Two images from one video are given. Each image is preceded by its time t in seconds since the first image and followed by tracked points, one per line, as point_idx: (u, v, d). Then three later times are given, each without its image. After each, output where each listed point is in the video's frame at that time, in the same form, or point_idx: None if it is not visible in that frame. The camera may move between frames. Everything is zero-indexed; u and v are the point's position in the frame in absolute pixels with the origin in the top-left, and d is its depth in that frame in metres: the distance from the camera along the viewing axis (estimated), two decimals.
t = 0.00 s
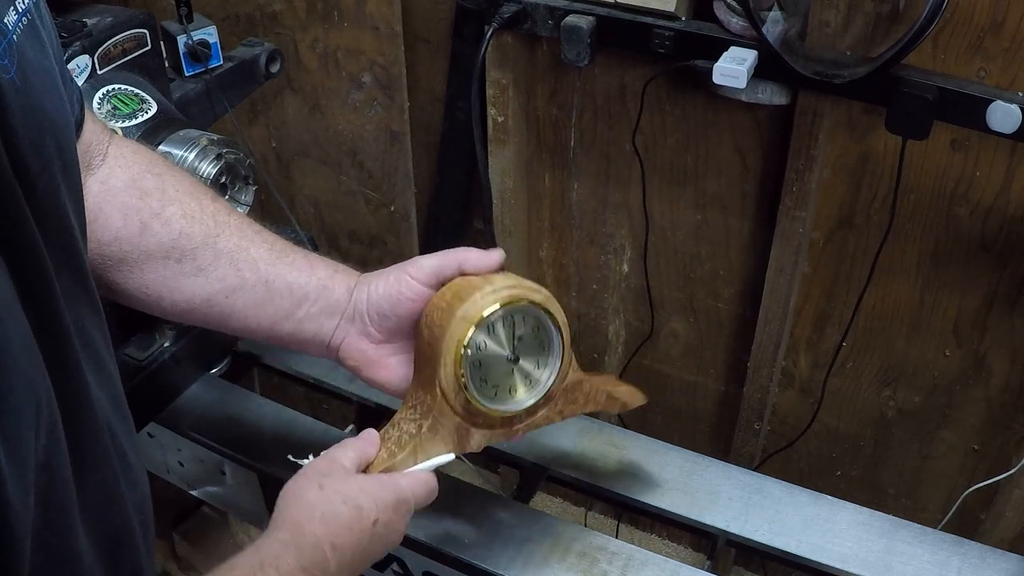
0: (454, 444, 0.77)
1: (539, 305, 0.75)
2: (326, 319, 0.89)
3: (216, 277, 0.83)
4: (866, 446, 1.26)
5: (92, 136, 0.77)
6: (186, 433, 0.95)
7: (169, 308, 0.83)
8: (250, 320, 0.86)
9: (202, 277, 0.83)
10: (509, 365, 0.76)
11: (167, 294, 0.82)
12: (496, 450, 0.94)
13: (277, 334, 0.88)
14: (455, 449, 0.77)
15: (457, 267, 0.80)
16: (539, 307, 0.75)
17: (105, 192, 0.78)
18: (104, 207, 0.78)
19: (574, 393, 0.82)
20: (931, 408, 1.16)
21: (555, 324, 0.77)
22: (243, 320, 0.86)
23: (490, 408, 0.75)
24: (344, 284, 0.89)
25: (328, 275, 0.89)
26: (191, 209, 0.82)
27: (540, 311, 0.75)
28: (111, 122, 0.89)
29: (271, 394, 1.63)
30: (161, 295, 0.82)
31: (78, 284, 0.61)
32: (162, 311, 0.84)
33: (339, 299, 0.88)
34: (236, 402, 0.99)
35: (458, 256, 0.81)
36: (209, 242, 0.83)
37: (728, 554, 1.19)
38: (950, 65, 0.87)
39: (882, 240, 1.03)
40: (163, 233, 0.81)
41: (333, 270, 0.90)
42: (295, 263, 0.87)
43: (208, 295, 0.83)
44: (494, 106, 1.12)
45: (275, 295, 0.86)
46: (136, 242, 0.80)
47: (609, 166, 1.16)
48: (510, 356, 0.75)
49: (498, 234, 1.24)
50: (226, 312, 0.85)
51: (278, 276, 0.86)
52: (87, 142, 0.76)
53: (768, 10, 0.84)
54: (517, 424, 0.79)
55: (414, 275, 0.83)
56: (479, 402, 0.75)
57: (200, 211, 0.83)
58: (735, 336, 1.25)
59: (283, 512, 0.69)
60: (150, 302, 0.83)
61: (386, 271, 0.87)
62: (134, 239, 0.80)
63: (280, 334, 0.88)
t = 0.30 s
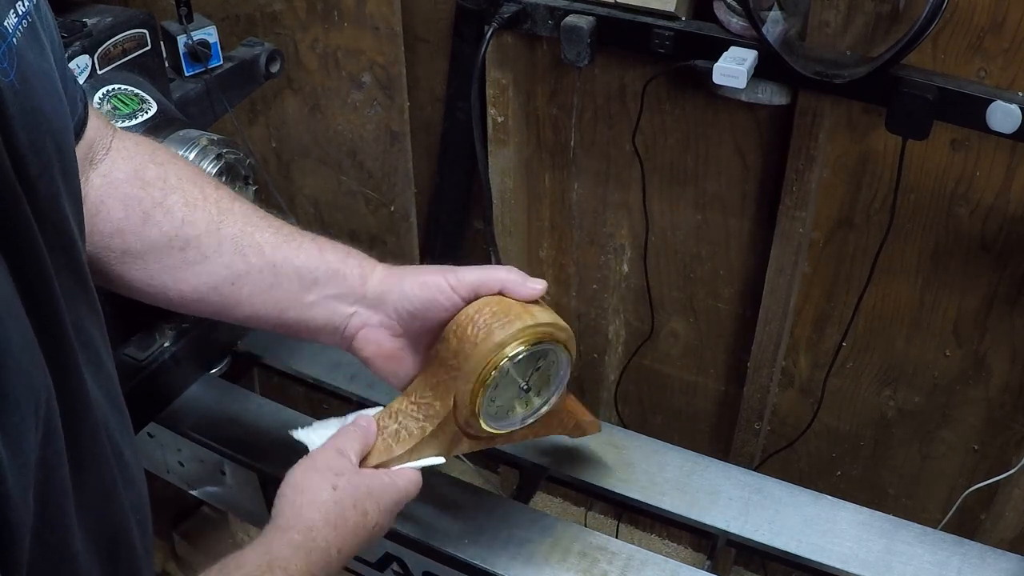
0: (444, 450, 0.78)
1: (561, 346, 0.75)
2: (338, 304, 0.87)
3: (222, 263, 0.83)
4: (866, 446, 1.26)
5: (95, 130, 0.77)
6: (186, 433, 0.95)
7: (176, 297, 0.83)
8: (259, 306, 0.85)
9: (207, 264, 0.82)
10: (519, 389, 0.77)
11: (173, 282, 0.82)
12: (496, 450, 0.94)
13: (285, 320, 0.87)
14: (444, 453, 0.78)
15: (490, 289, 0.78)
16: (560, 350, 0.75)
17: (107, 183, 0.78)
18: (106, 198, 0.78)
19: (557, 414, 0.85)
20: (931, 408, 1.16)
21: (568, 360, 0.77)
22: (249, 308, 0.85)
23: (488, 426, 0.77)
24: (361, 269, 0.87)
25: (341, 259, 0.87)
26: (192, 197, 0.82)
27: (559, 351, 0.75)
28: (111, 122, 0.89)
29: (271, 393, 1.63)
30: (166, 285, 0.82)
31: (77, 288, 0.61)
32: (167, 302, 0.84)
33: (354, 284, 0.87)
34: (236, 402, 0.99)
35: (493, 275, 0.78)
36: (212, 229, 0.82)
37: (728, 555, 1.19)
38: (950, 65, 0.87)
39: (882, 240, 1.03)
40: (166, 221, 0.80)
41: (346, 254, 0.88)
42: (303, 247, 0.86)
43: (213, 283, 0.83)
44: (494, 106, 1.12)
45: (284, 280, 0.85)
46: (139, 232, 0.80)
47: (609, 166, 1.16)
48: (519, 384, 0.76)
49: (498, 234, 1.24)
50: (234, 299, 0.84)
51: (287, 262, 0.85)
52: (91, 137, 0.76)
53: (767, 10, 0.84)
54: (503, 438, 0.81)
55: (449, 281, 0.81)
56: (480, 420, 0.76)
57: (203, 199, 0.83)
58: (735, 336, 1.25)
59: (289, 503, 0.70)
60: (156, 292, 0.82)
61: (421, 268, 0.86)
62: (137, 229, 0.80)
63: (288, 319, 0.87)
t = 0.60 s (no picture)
0: (469, 415, 0.74)
1: (538, 275, 0.77)
2: (315, 322, 0.88)
3: (205, 277, 0.83)
4: (866, 446, 1.26)
5: (84, 134, 0.76)
6: (185, 433, 0.95)
7: (156, 309, 0.83)
8: (239, 321, 0.85)
9: (191, 277, 0.82)
10: (518, 332, 0.75)
11: (156, 294, 0.82)
12: (497, 451, 0.94)
13: (265, 337, 0.87)
14: (475, 424, 0.74)
15: (452, 265, 0.81)
16: (540, 274, 0.77)
17: (95, 189, 0.77)
18: (94, 207, 0.77)
19: (610, 367, 0.75)
20: (931, 409, 1.16)
21: (563, 290, 0.76)
22: (231, 321, 0.85)
23: (504, 377, 0.74)
24: (336, 287, 0.88)
25: (318, 276, 0.88)
26: (179, 209, 0.82)
27: (543, 278, 0.77)
28: (111, 122, 0.89)
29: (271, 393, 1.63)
30: (148, 296, 0.82)
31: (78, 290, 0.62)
32: (149, 310, 0.83)
33: (329, 300, 0.87)
34: (236, 403, 0.99)
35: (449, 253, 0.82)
36: (198, 242, 0.82)
37: (728, 556, 1.19)
38: (950, 65, 0.87)
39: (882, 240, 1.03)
40: (152, 232, 0.80)
41: (322, 272, 0.89)
42: (284, 265, 0.87)
43: (196, 296, 0.83)
44: (494, 105, 1.12)
45: (264, 296, 0.85)
46: (124, 241, 0.79)
47: (609, 166, 1.16)
48: (515, 322, 0.76)
49: (498, 234, 1.24)
50: (215, 314, 0.84)
51: (267, 278, 0.85)
52: (80, 139, 0.75)
53: (767, 10, 0.83)
54: (546, 396, 0.74)
55: (409, 275, 0.83)
56: (489, 370, 0.74)
57: (190, 212, 0.83)
58: (735, 336, 1.25)
59: (267, 472, 0.69)
60: (138, 303, 0.82)
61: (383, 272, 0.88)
62: (122, 238, 0.79)
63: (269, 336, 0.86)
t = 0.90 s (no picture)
0: (477, 434, 0.75)
1: (550, 301, 0.78)
2: (301, 319, 0.87)
3: (193, 271, 0.82)
4: (866, 446, 1.26)
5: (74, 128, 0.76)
6: (186, 433, 0.95)
7: (146, 299, 0.82)
8: (228, 313, 0.85)
9: (179, 271, 0.81)
10: (528, 355, 0.77)
11: (145, 286, 0.81)
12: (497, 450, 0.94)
13: (253, 329, 0.87)
14: (482, 445, 0.75)
15: (445, 296, 0.80)
16: (550, 298, 0.79)
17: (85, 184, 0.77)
18: (84, 201, 0.77)
19: (618, 393, 0.77)
20: (931, 409, 1.16)
21: (574, 315, 0.78)
22: (219, 313, 0.85)
23: (514, 398, 0.75)
24: (323, 283, 0.86)
25: (306, 271, 0.86)
26: (167, 203, 0.81)
27: (554, 303, 0.78)
28: (111, 122, 0.89)
29: (271, 393, 1.63)
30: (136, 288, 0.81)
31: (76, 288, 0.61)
32: (138, 300, 0.83)
33: (315, 299, 0.86)
34: (237, 403, 0.99)
35: (443, 287, 0.80)
36: (185, 237, 0.81)
37: (728, 556, 1.19)
38: (950, 65, 0.88)
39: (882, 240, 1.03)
40: (140, 227, 0.79)
41: (312, 265, 0.87)
42: (273, 258, 0.85)
43: (184, 289, 0.82)
44: (494, 105, 1.12)
45: (251, 291, 0.84)
46: (113, 236, 0.79)
47: (610, 166, 1.16)
48: (526, 345, 0.77)
49: (498, 234, 1.24)
50: (203, 306, 0.84)
51: (255, 272, 0.84)
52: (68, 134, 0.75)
53: (768, 10, 0.83)
54: (553, 420, 0.75)
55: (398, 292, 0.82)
56: (499, 390, 0.75)
57: (178, 206, 0.82)
58: (735, 336, 1.25)
59: (271, 482, 0.69)
60: (128, 292, 0.82)
61: (371, 274, 0.85)
62: (111, 232, 0.79)
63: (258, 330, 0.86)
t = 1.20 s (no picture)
0: (460, 410, 0.75)
1: (546, 288, 0.79)
2: (306, 306, 0.88)
3: (198, 261, 0.82)
4: (866, 446, 1.26)
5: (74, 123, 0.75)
6: (186, 433, 0.95)
7: (152, 290, 0.82)
8: (233, 302, 0.85)
9: (184, 261, 0.81)
10: (519, 337, 0.77)
11: (151, 277, 0.81)
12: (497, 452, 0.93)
13: (258, 319, 0.87)
14: (464, 419, 0.75)
15: (448, 276, 0.82)
16: (548, 287, 0.79)
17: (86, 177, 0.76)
18: (86, 194, 0.76)
19: (605, 384, 0.76)
20: (932, 409, 1.16)
21: (570, 304, 0.79)
22: (225, 303, 0.85)
23: (499, 376, 0.75)
24: (328, 270, 0.87)
25: (309, 259, 0.87)
26: (169, 194, 0.81)
27: (551, 291, 0.79)
28: (111, 122, 0.89)
29: (271, 393, 1.63)
30: (142, 280, 0.81)
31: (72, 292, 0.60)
32: (144, 292, 0.83)
33: (321, 287, 0.87)
34: (237, 404, 0.98)
35: (447, 265, 0.81)
36: (189, 227, 0.81)
37: (728, 556, 1.19)
38: (950, 65, 0.87)
39: (882, 240, 1.03)
40: (144, 219, 0.79)
41: (314, 254, 0.88)
42: (276, 247, 0.86)
43: (190, 279, 0.82)
44: (494, 105, 1.12)
45: (256, 280, 0.84)
46: (117, 228, 0.78)
47: (609, 166, 1.16)
48: (517, 328, 0.77)
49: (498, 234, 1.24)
50: (209, 296, 0.84)
51: (259, 260, 0.84)
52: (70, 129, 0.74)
53: (768, 10, 0.83)
54: (536, 402, 0.75)
55: (404, 279, 0.84)
56: (485, 368, 0.75)
57: (180, 197, 0.81)
58: (735, 336, 1.25)
59: (255, 499, 0.69)
60: (133, 283, 0.81)
61: (376, 262, 0.87)
62: (115, 224, 0.78)
63: (264, 319, 0.86)
